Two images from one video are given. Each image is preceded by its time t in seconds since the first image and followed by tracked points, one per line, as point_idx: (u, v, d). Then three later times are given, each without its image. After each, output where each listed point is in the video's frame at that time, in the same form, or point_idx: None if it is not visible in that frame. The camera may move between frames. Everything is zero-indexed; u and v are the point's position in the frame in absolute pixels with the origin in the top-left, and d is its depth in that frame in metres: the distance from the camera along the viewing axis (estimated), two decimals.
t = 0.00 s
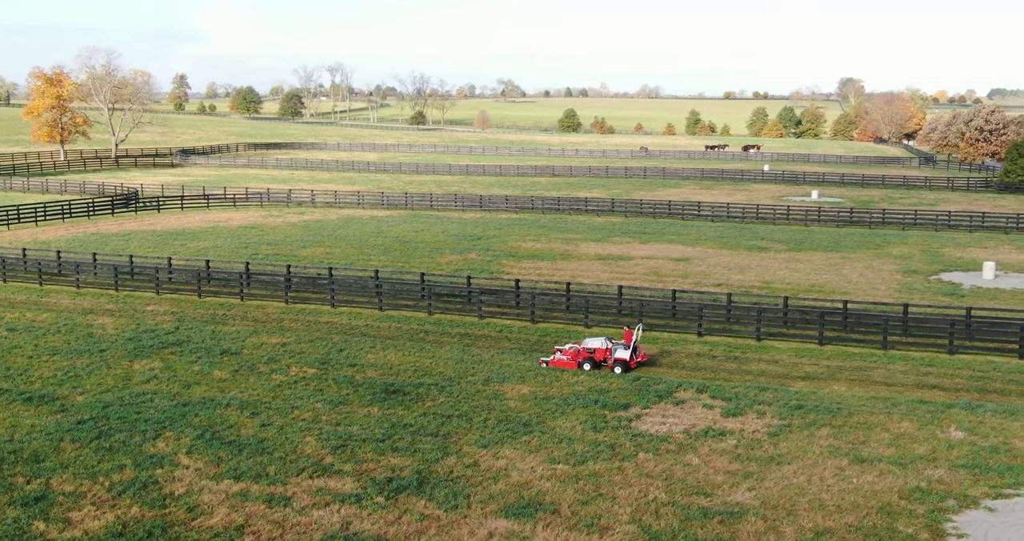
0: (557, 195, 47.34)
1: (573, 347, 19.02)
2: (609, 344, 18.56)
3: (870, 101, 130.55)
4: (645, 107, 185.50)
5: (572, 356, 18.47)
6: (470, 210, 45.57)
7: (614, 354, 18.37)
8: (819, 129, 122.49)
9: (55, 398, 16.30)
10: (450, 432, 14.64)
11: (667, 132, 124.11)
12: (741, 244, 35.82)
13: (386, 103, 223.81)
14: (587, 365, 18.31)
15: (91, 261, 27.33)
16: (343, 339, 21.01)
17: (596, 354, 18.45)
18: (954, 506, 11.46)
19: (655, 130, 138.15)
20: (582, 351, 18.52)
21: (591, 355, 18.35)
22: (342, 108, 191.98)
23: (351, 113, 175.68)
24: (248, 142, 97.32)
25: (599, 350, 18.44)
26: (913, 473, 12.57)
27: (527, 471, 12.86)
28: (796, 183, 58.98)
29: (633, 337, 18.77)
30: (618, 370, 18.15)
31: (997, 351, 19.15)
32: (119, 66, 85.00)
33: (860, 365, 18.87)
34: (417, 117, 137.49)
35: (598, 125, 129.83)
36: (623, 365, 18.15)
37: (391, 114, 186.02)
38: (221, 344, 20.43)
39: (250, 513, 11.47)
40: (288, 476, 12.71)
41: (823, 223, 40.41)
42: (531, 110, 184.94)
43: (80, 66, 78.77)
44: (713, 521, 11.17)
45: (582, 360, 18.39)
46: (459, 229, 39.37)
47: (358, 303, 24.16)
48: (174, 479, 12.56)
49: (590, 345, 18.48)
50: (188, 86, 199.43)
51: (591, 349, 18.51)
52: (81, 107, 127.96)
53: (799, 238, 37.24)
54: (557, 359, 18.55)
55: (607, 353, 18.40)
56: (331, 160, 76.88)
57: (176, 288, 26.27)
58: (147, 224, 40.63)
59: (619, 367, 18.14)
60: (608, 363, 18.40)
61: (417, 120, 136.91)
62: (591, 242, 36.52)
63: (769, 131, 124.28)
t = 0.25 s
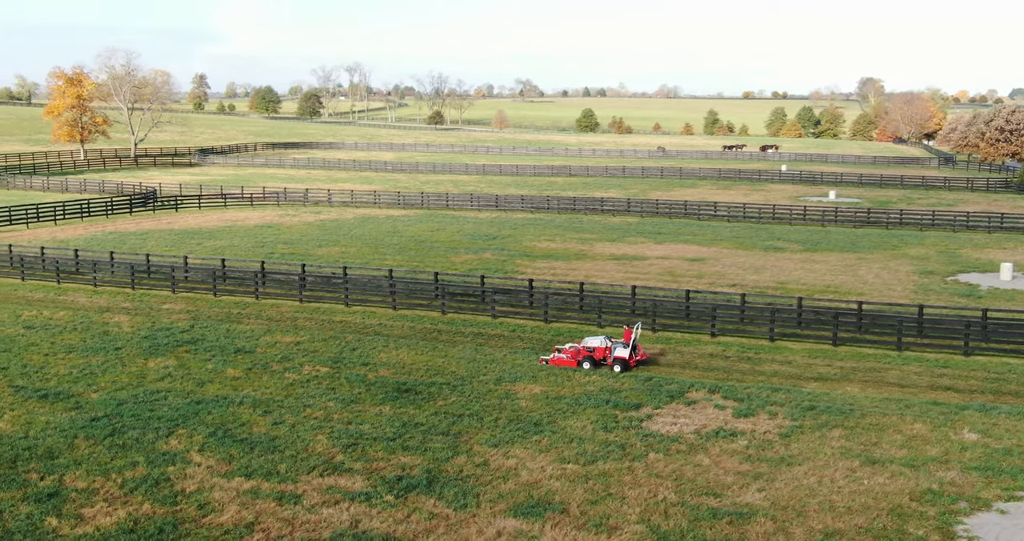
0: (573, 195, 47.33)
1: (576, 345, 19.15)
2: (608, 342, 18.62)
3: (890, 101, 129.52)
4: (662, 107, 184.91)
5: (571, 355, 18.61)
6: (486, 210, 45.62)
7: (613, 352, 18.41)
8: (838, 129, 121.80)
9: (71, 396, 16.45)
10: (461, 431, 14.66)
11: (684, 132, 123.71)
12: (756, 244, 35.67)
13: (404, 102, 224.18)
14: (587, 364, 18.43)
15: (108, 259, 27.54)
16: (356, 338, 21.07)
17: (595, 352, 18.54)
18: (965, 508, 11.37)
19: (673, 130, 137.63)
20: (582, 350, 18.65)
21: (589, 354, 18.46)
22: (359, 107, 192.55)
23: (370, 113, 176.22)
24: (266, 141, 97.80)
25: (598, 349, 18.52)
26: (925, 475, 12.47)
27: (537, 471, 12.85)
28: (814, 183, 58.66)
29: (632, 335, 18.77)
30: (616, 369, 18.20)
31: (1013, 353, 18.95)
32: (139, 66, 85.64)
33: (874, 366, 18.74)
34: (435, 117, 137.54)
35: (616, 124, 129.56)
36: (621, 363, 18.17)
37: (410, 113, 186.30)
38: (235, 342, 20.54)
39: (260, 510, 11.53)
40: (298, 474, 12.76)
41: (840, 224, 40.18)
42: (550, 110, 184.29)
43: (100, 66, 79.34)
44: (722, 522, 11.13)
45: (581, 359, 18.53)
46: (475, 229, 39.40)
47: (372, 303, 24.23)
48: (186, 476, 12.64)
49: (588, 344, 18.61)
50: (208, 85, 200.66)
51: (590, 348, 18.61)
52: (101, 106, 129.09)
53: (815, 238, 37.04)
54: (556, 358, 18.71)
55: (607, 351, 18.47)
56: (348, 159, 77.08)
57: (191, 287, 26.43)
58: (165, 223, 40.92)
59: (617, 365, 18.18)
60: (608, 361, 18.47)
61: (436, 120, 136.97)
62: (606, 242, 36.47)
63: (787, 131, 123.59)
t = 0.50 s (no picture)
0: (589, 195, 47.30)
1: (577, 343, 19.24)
2: (608, 341, 18.66)
3: (910, 100, 128.54)
4: (680, 107, 184.28)
5: (571, 353, 18.72)
6: (502, 210, 45.68)
7: (613, 351, 18.48)
8: (858, 129, 121.09)
9: (85, 393, 16.58)
10: (472, 430, 14.67)
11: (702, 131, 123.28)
12: (772, 244, 35.52)
13: (421, 102, 224.66)
14: (586, 362, 18.53)
15: (125, 258, 27.73)
16: (369, 337, 21.13)
17: (595, 351, 18.63)
18: (977, 511, 11.27)
19: (691, 130, 137.07)
20: (581, 348, 18.74)
21: (589, 353, 18.57)
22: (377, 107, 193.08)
23: (389, 113, 176.58)
24: (283, 141, 98.25)
25: (597, 347, 18.59)
26: (937, 477, 12.37)
27: (547, 470, 12.85)
28: (832, 183, 58.34)
29: (633, 333, 18.78)
30: (615, 368, 18.30)
31: None
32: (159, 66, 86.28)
33: (889, 367, 18.61)
34: (453, 117, 137.60)
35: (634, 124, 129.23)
36: (621, 362, 18.23)
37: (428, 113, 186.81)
38: (249, 341, 20.65)
39: (271, 508, 11.59)
40: (309, 472, 12.82)
41: (858, 224, 39.94)
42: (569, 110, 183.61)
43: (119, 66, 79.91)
44: (731, 523, 11.09)
45: (581, 357, 18.64)
46: (490, 228, 39.44)
47: (386, 302, 24.28)
48: (197, 473, 12.72)
49: (588, 342, 18.69)
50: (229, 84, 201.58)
51: (590, 347, 18.69)
52: (120, 106, 130.18)
53: (831, 238, 36.84)
54: (556, 356, 18.82)
55: (606, 350, 18.55)
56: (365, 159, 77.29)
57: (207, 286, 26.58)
58: (182, 222, 41.21)
59: (616, 364, 18.27)
60: (607, 359, 18.56)
61: (453, 120, 136.99)
62: (621, 242, 36.41)
63: (806, 131, 122.88)
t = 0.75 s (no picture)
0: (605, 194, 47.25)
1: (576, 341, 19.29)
2: (608, 339, 18.70)
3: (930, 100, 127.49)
4: (699, 107, 183.52)
5: (570, 351, 18.79)
6: (518, 209, 45.72)
7: (612, 349, 18.54)
8: (877, 129, 120.26)
9: (100, 390, 16.72)
10: (482, 430, 14.68)
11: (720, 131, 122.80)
12: (788, 245, 35.35)
13: (438, 102, 224.95)
14: (586, 360, 18.61)
15: (142, 256, 27.92)
16: (382, 336, 21.19)
17: (595, 349, 18.70)
18: (988, 513, 11.17)
19: (709, 130, 136.47)
20: (581, 346, 18.81)
21: (588, 351, 18.64)
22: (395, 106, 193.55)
23: (406, 113, 176.90)
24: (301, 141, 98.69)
25: (597, 345, 18.65)
26: (949, 478, 12.27)
27: (556, 470, 12.84)
28: (851, 183, 57.97)
29: (632, 331, 18.84)
30: (614, 366, 18.35)
31: None
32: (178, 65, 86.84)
33: (902, 368, 18.48)
34: (471, 117, 137.41)
35: (651, 124, 128.83)
36: (620, 360, 18.31)
37: (447, 112, 187.08)
38: (263, 339, 20.76)
39: (280, 505, 11.65)
40: (319, 470, 12.87)
41: (875, 224, 39.67)
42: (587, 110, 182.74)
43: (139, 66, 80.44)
44: (739, 523, 11.04)
45: (580, 355, 18.71)
46: (506, 228, 39.46)
47: (400, 301, 24.33)
48: (208, 471, 12.80)
49: (587, 341, 18.75)
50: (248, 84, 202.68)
51: (590, 344, 18.75)
52: (139, 105, 131.22)
53: (848, 239, 36.62)
54: (556, 354, 18.89)
55: (606, 348, 18.60)
56: (383, 158, 77.49)
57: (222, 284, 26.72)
58: (199, 221, 41.47)
59: (615, 362, 18.33)
60: (607, 358, 18.62)
61: (471, 120, 137.05)
62: (636, 242, 36.34)
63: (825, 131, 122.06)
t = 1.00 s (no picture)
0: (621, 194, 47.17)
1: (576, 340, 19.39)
2: (608, 338, 18.84)
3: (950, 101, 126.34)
4: (717, 107, 182.60)
5: (571, 350, 18.86)
6: (534, 209, 45.76)
7: (612, 348, 18.68)
8: (897, 130, 119.28)
9: (114, 388, 16.85)
10: (493, 429, 14.70)
11: (739, 131, 122.23)
12: (803, 245, 35.19)
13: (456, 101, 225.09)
14: (587, 358, 18.70)
15: (158, 255, 28.10)
16: (395, 335, 21.24)
17: (595, 348, 18.82)
18: (1000, 515, 11.08)
19: (727, 130, 135.82)
20: (581, 345, 18.92)
21: (588, 350, 18.75)
22: (412, 106, 193.84)
23: (423, 113, 177.14)
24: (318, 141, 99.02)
25: (597, 344, 18.76)
26: (960, 481, 12.18)
27: (565, 469, 12.83)
28: (869, 184, 57.59)
29: (631, 330, 18.96)
30: (615, 364, 18.48)
31: None
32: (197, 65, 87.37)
33: (916, 370, 18.35)
34: (489, 117, 137.14)
35: (670, 124, 128.27)
36: (620, 359, 18.44)
37: (466, 112, 187.14)
38: (276, 338, 20.85)
39: (290, 503, 11.70)
40: (329, 468, 12.92)
41: (892, 225, 39.40)
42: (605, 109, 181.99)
43: (159, 66, 80.97)
44: (748, 524, 11.00)
45: (580, 354, 18.80)
46: (521, 228, 39.47)
47: (414, 300, 24.38)
48: (219, 468, 12.87)
49: (587, 340, 18.87)
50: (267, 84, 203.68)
51: (590, 343, 18.87)
52: (158, 104, 132.14)
53: (865, 239, 36.40)
54: (555, 353, 18.95)
55: (606, 347, 18.75)
56: (400, 158, 77.64)
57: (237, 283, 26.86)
58: (217, 220, 41.70)
59: (616, 360, 18.45)
60: (607, 356, 18.76)
61: (490, 119, 136.85)
62: (651, 242, 36.26)
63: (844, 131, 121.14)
